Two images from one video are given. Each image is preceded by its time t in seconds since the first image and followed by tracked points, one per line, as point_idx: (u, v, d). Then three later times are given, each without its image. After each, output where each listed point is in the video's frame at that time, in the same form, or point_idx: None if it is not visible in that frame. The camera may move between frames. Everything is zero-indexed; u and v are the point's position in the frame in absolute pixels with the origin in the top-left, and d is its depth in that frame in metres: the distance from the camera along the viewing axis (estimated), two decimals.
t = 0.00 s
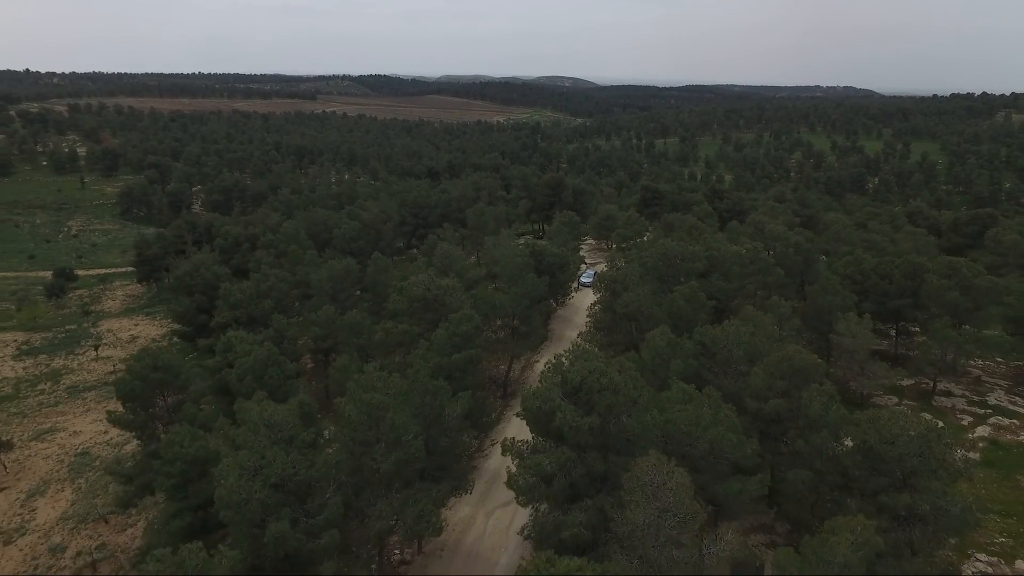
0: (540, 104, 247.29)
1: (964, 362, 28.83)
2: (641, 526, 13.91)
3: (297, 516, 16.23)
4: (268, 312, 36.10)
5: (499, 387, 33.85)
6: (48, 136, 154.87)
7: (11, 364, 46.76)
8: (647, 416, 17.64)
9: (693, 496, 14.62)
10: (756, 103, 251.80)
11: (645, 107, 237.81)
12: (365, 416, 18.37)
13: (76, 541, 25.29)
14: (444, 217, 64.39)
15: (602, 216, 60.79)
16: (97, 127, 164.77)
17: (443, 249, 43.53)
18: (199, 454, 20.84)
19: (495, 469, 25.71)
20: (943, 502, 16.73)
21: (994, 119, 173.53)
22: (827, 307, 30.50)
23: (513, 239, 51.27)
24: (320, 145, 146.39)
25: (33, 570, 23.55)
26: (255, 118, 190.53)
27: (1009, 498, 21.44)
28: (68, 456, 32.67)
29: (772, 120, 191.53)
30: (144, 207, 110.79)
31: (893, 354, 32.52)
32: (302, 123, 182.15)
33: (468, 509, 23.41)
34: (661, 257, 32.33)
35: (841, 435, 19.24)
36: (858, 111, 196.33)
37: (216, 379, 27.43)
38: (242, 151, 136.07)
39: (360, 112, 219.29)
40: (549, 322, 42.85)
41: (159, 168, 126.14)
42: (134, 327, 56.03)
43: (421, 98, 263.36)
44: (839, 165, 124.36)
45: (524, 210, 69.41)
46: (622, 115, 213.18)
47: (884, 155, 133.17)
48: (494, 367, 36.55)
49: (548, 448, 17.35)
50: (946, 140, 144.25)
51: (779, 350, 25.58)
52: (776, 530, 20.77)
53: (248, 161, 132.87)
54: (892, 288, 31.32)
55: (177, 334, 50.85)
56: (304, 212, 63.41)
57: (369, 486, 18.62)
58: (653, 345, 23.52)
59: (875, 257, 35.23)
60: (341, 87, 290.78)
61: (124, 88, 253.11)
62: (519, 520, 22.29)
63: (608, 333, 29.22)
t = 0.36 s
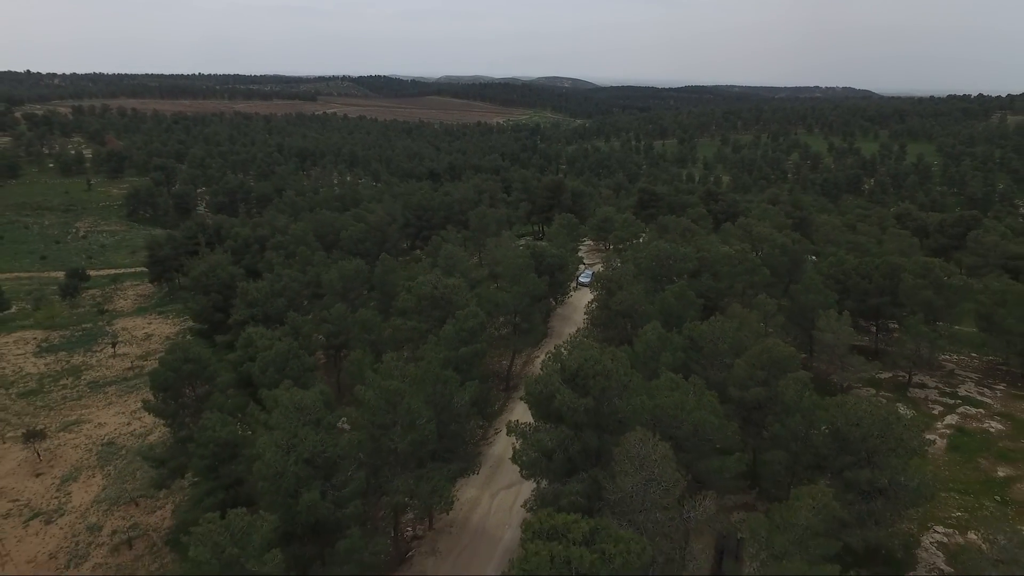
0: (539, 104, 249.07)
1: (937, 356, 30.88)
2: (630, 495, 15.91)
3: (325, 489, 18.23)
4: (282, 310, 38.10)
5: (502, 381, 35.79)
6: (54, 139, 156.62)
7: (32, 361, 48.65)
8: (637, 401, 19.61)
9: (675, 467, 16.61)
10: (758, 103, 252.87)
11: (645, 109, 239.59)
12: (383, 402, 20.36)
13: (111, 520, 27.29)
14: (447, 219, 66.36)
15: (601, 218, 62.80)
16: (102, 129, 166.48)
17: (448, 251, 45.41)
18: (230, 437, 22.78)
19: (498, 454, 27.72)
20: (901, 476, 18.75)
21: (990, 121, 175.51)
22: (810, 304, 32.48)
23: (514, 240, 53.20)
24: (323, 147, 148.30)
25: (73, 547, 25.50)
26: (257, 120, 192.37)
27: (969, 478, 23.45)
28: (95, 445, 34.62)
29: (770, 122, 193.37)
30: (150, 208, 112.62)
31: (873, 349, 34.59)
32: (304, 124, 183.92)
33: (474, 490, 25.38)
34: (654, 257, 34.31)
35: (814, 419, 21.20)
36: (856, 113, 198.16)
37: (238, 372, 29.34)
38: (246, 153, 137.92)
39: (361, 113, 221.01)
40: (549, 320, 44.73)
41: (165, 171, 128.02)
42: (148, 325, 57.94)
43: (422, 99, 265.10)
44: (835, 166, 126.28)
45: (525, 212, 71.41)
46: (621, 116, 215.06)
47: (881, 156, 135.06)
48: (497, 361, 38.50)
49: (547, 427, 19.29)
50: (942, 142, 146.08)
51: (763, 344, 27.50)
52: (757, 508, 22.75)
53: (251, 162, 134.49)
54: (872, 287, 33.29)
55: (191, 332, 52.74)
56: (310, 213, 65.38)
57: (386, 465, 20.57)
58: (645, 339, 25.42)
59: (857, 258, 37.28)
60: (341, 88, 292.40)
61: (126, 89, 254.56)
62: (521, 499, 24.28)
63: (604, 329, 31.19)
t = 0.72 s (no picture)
0: (540, 105, 251.04)
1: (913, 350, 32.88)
2: (621, 468, 17.87)
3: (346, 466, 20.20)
4: (295, 308, 40.05)
5: (504, 374, 37.77)
6: (60, 141, 158.46)
7: (52, 358, 50.63)
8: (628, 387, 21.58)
9: (660, 443, 18.55)
10: (756, 104, 254.75)
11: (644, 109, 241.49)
12: (397, 389, 22.33)
13: (140, 503, 29.28)
14: (449, 220, 68.32)
15: (600, 219, 64.74)
16: (106, 130, 168.29)
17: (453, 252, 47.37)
18: (254, 423, 24.76)
19: (501, 441, 29.70)
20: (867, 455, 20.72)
21: (986, 121, 177.54)
22: (794, 301, 34.44)
23: (515, 241, 55.23)
24: (326, 148, 150.15)
25: (108, 525, 27.50)
26: (259, 121, 194.22)
27: (935, 460, 25.48)
28: (119, 435, 36.58)
29: (768, 122, 195.26)
30: (157, 209, 114.56)
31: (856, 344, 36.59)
32: (306, 126, 185.78)
33: (478, 473, 27.34)
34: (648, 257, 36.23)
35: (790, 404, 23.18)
36: (853, 113, 200.07)
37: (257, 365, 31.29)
38: (250, 155, 139.79)
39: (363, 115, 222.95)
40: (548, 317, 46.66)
41: (170, 172, 129.97)
42: (161, 323, 59.88)
43: (422, 100, 266.90)
44: (832, 167, 128.23)
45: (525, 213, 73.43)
46: (620, 117, 216.97)
47: (877, 157, 136.94)
48: (500, 356, 40.46)
49: (546, 410, 21.23)
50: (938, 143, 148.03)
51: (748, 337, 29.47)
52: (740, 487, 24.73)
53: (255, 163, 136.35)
54: (854, 285, 35.26)
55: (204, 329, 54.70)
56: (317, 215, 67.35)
57: (399, 446, 22.51)
58: (637, 332, 27.40)
59: (841, 257, 39.32)
60: (343, 89, 294.17)
61: (128, 91, 256.26)
62: (522, 481, 26.23)
63: (600, 325, 33.16)
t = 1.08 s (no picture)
0: (540, 106, 253.02)
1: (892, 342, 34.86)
2: (612, 444, 19.80)
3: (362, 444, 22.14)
4: (306, 304, 42.01)
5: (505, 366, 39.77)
6: (66, 143, 160.47)
7: (71, 354, 52.67)
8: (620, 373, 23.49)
9: (647, 422, 20.47)
10: (754, 103, 256.57)
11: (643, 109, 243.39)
12: (407, 376, 24.26)
13: (165, 486, 31.29)
14: (452, 220, 70.27)
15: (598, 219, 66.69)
16: (112, 132, 170.40)
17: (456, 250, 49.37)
18: (274, 408, 26.72)
19: (502, 427, 31.64)
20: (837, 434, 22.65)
21: (983, 121, 179.29)
22: (780, 296, 36.36)
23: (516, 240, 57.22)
24: (329, 149, 152.20)
25: (136, 506, 29.53)
26: (262, 122, 196.24)
27: (906, 443, 27.48)
28: (140, 425, 38.61)
29: (767, 122, 197.06)
30: (164, 210, 116.60)
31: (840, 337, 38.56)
32: (309, 127, 187.77)
33: (482, 456, 29.29)
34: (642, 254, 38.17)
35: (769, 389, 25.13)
36: (851, 113, 201.86)
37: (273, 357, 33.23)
38: (255, 156, 141.82)
39: (365, 116, 224.88)
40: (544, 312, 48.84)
41: (176, 174, 132.06)
42: (173, 321, 61.89)
43: (423, 100, 268.68)
44: (828, 167, 130.07)
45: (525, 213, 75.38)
46: (620, 117, 218.80)
47: (874, 157, 138.78)
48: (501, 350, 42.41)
49: (544, 394, 23.18)
50: (934, 142, 149.83)
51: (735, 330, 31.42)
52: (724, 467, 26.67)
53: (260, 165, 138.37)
54: (837, 281, 37.20)
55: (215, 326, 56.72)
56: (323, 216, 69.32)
57: (409, 429, 24.46)
58: (629, 325, 29.34)
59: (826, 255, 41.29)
60: (344, 90, 296.08)
61: (131, 92, 258.16)
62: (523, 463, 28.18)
63: (596, 319, 35.13)
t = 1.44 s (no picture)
0: (541, 106, 254.64)
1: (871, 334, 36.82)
2: (602, 422, 21.81)
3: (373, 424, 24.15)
4: (315, 300, 43.98)
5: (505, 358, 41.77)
6: (72, 144, 162.41)
7: (87, 349, 54.63)
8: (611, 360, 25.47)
9: (634, 403, 22.45)
10: (754, 103, 258.07)
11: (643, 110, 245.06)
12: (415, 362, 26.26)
13: (185, 470, 33.30)
14: (453, 220, 72.16)
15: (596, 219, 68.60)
16: (116, 133, 172.26)
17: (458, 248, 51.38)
18: (291, 394, 28.76)
19: (503, 414, 33.61)
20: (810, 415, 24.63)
21: (979, 121, 180.83)
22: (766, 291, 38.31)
23: (516, 239, 59.13)
24: (331, 150, 154.13)
25: (160, 487, 31.53)
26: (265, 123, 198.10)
27: (879, 427, 29.48)
28: (158, 415, 40.61)
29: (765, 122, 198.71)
30: (170, 210, 118.45)
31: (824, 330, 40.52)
32: (312, 128, 189.65)
33: (484, 441, 31.27)
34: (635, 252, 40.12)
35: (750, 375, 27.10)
36: (850, 113, 203.47)
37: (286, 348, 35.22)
38: (258, 156, 143.73)
39: (367, 117, 226.61)
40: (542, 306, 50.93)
41: (182, 175, 133.95)
42: (184, 317, 63.88)
43: (425, 100, 270.28)
44: (824, 168, 131.77)
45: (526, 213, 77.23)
46: (620, 117, 220.43)
47: (870, 157, 140.50)
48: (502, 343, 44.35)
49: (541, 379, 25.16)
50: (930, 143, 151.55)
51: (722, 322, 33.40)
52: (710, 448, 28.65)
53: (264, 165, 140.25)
54: (820, 277, 39.14)
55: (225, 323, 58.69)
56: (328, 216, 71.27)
57: (417, 412, 26.46)
58: (622, 316, 31.34)
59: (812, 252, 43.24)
60: (345, 91, 297.71)
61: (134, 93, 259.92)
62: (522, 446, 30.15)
63: (592, 312, 37.11)
